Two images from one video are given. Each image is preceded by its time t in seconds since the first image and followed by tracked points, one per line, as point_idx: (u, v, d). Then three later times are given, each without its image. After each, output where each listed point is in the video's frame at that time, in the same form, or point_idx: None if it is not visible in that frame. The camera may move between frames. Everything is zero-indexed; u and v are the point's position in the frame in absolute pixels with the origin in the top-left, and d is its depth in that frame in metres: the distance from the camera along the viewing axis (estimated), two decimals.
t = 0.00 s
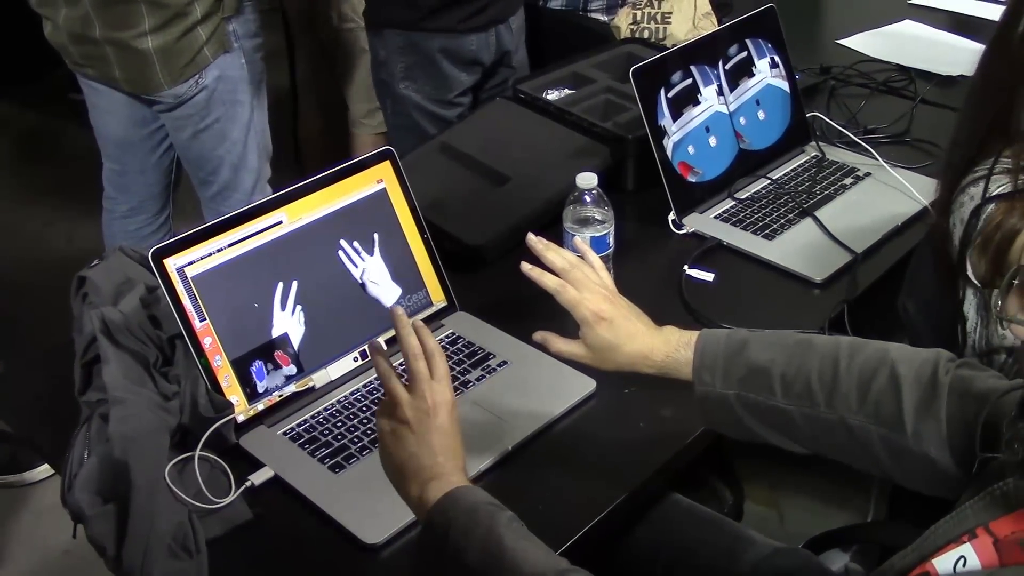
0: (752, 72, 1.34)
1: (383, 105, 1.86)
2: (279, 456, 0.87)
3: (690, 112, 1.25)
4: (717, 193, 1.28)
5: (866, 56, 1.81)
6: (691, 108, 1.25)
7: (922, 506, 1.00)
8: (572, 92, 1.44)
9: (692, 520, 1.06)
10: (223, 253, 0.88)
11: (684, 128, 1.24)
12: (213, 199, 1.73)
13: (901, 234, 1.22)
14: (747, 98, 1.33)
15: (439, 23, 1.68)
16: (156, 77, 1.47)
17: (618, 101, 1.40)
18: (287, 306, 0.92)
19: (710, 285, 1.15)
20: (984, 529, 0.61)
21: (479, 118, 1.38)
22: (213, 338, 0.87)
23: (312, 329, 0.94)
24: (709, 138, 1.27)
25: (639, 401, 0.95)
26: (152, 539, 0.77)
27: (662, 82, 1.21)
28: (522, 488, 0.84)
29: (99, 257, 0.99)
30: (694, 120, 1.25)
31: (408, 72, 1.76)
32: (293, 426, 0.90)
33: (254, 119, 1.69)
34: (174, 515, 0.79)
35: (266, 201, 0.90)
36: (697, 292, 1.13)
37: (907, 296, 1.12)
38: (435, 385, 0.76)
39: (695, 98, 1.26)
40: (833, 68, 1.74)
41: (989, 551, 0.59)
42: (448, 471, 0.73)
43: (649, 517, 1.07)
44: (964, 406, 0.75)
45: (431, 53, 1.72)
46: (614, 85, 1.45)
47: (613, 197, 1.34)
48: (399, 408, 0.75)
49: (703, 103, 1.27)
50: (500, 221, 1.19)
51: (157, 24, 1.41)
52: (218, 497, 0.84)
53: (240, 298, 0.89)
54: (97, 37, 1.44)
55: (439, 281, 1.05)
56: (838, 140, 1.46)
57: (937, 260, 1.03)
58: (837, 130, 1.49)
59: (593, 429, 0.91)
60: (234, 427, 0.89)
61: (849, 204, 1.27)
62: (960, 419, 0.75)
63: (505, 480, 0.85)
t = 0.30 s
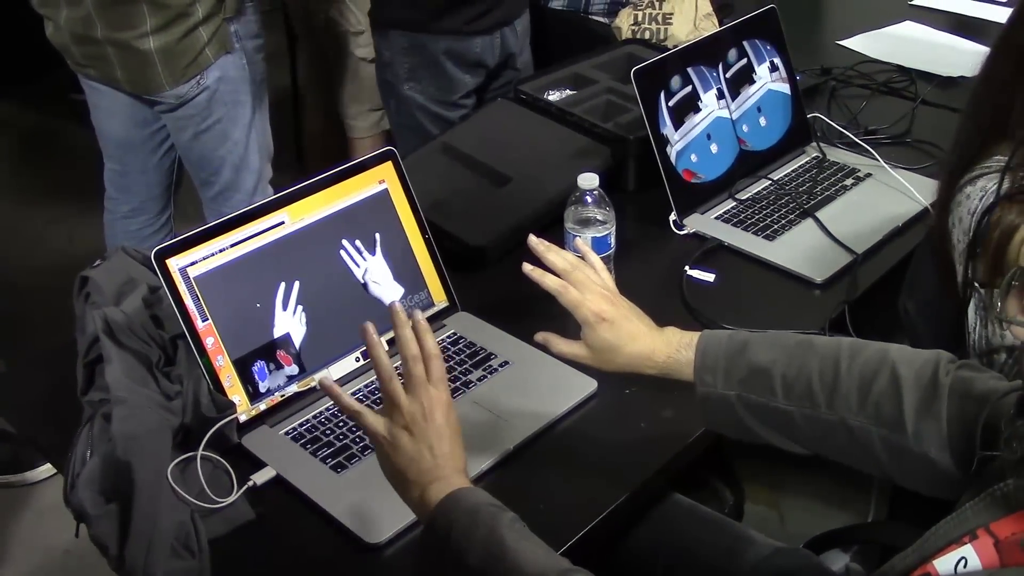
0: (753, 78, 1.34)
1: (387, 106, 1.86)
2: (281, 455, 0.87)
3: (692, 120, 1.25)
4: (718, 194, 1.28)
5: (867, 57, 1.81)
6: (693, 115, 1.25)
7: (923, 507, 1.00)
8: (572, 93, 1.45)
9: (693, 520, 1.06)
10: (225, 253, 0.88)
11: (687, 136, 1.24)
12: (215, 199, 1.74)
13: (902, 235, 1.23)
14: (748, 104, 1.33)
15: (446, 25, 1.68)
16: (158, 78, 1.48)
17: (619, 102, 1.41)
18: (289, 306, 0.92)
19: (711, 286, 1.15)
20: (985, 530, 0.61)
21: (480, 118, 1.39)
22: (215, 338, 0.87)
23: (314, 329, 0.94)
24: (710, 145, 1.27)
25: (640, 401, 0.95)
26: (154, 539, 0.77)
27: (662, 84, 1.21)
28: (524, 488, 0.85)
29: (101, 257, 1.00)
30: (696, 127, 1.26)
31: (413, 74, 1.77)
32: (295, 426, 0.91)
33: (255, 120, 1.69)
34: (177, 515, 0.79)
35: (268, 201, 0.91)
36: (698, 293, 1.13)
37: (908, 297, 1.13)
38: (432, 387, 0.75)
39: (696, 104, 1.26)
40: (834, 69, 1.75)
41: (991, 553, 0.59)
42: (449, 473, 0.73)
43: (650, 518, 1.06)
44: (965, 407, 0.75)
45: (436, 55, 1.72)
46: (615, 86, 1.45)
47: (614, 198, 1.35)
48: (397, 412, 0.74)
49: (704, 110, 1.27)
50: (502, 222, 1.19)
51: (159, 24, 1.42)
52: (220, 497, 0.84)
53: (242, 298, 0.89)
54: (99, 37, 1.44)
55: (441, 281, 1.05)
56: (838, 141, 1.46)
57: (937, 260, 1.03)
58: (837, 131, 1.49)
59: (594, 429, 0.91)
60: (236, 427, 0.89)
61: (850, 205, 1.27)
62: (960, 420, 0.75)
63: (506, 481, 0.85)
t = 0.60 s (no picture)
0: (750, 86, 1.34)
1: (393, 109, 1.86)
2: (282, 457, 0.87)
3: (691, 128, 1.25)
4: (718, 197, 1.29)
5: (869, 60, 1.81)
6: (690, 123, 1.25)
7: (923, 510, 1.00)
8: (574, 95, 1.44)
9: (694, 522, 1.06)
10: (227, 255, 0.88)
11: (686, 145, 1.24)
12: (216, 201, 1.74)
13: (902, 238, 1.23)
14: (746, 110, 1.33)
15: (453, 27, 1.68)
16: (161, 79, 1.48)
17: (620, 104, 1.41)
18: (290, 308, 0.92)
19: (712, 288, 1.15)
20: (986, 534, 0.61)
21: (481, 120, 1.39)
22: (217, 340, 0.87)
23: (316, 331, 0.94)
24: (709, 151, 1.27)
25: (641, 404, 0.95)
26: (156, 541, 0.77)
27: (664, 86, 1.21)
28: (523, 490, 0.85)
29: (102, 259, 1.00)
30: (694, 134, 1.26)
31: (421, 77, 1.76)
32: (297, 428, 0.91)
33: (257, 122, 1.69)
34: (179, 516, 0.79)
35: (270, 203, 0.91)
36: (700, 296, 1.13)
37: (908, 300, 1.13)
38: (430, 390, 0.76)
39: (692, 111, 1.25)
40: (834, 72, 1.75)
41: (992, 557, 0.59)
42: (449, 476, 0.74)
43: (651, 522, 1.06)
44: (966, 411, 0.75)
45: (443, 58, 1.72)
46: (616, 88, 1.45)
47: (615, 200, 1.35)
48: (395, 416, 0.75)
49: (701, 116, 1.26)
50: (505, 225, 1.20)
51: (163, 25, 1.42)
52: (222, 498, 0.84)
53: (244, 299, 0.89)
54: (102, 38, 1.44)
55: (442, 284, 1.05)
56: (839, 144, 1.46)
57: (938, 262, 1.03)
58: (839, 133, 1.49)
59: (595, 431, 0.91)
60: (237, 429, 0.89)
61: (850, 208, 1.27)
62: (961, 423, 0.75)
63: (507, 483, 0.85)
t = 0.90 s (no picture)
0: (744, 89, 1.32)
1: (395, 110, 1.86)
2: (283, 459, 0.87)
3: (687, 133, 1.24)
4: (720, 199, 1.28)
5: (871, 62, 1.81)
6: (687, 128, 1.24)
7: (926, 514, 1.00)
8: (576, 97, 1.44)
9: (696, 524, 1.06)
10: (229, 256, 0.88)
11: (686, 153, 1.24)
12: (218, 202, 1.74)
13: (905, 241, 1.23)
14: (744, 114, 1.32)
15: (456, 29, 1.69)
16: (164, 80, 1.48)
17: (623, 106, 1.41)
18: (292, 309, 0.92)
19: (714, 290, 1.15)
20: (989, 538, 0.61)
21: (484, 122, 1.39)
22: (218, 341, 0.87)
23: (317, 332, 0.94)
24: (705, 154, 1.27)
25: (643, 406, 0.95)
26: (157, 542, 0.77)
27: (665, 89, 1.21)
28: (524, 492, 0.84)
29: (104, 261, 1.00)
30: (691, 139, 1.25)
31: (424, 79, 1.76)
32: (298, 429, 0.91)
33: (259, 123, 1.69)
34: (179, 517, 0.79)
35: (272, 204, 0.91)
36: (701, 298, 1.13)
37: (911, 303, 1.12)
38: (436, 389, 0.76)
39: (687, 116, 1.24)
40: (837, 74, 1.75)
41: (995, 561, 0.60)
42: (452, 476, 0.73)
43: (652, 525, 1.06)
44: (968, 414, 0.75)
45: (446, 60, 1.72)
46: (619, 90, 1.45)
47: (617, 202, 1.35)
48: (401, 414, 0.75)
49: (695, 118, 1.25)
50: (506, 226, 1.20)
51: (165, 26, 1.42)
52: (222, 500, 0.84)
53: (246, 300, 0.89)
54: (104, 39, 1.44)
55: (443, 285, 1.05)
56: (842, 146, 1.46)
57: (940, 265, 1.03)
58: (841, 135, 1.49)
59: (596, 433, 0.91)
60: (239, 429, 0.89)
61: (852, 211, 1.27)
62: (963, 427, 0.75)
63: (508, 486, 0.85)
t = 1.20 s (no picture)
0: (748, 93, 1.31)
1: (396, 111, 1.86)
2: (284, 459, 0.87)
3: (696, 139, 1.24)
4: (723, 202, 1.28)
5: (874, 65, 1.81)
6: (694, 135, 1.24)
7: (927, 517, 1.00)
8: (579, 98, 1.44)
9: (698, 527, 1.05)
10: (231, 256, 0.88)
11: (699, 161, 1.24)
12: (219, 202, 1.74)
13: (908, 244, 1.22)
14: (753, 118, 1.32)
15: (457, 30, 1.69)
16: (165, 80, 1.48)
17: (625, 108, 1.41)
18: (294, 310, 0.92)
19: (716, 292, 1.15)
20: (992, 543, 0.61)
21: (486, 123, 1.39)
22: (220, 341, 0.87)
23: (319, 332, 0.94)
24: (715, 154, 1.27)
25: (645, 408, 0.95)
26: (157, 543, 0.76)
27: (668, 91, 1.21)
28: (526, 494, 0.84)
29: (106, 260, 0.99)
30: (700, 145, 1.24)
31: (425, 80, 1.76)
32: (300, 430, 0.90)
33: (260, 123, 1.69)
34: (180, 518, 0.79)
35: (274, 204, 0.91)
36: (703, 300, 1.13)
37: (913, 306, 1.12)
38: (438, 391, 0.76)
39: (692, 123, 1.23)
40: (840, 77, 1.75)
41: (998, 565, 0.59)
42: (454, 478, 0.73)
43: (653, 528, 1.06)
44: (972, 419, 0.74)
45: (447, 61, 1.72)
46: (622, 92, 1.45)
47: (619, 204, 1.35)
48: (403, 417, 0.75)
49: (700, 122, 1.24)
50: (508, 228, 1.19)
51: (167, 26, 1.42)
52: (223, 501, 0.84)
53: (248, 301, 0.89)
54: (105, 39, 1.44)
55: (445, 286, 1.05)
56: (844, 149, 1.46)
57: (941, 268, 1.03)
58: (843, 138, 1.49)
59: (598, 436, 0.91)
60: (240, 430, 0.89)
61: (855, 214, 1.26)
62: (967, 432, 0.74)
63: (509, 488, 0.85)
